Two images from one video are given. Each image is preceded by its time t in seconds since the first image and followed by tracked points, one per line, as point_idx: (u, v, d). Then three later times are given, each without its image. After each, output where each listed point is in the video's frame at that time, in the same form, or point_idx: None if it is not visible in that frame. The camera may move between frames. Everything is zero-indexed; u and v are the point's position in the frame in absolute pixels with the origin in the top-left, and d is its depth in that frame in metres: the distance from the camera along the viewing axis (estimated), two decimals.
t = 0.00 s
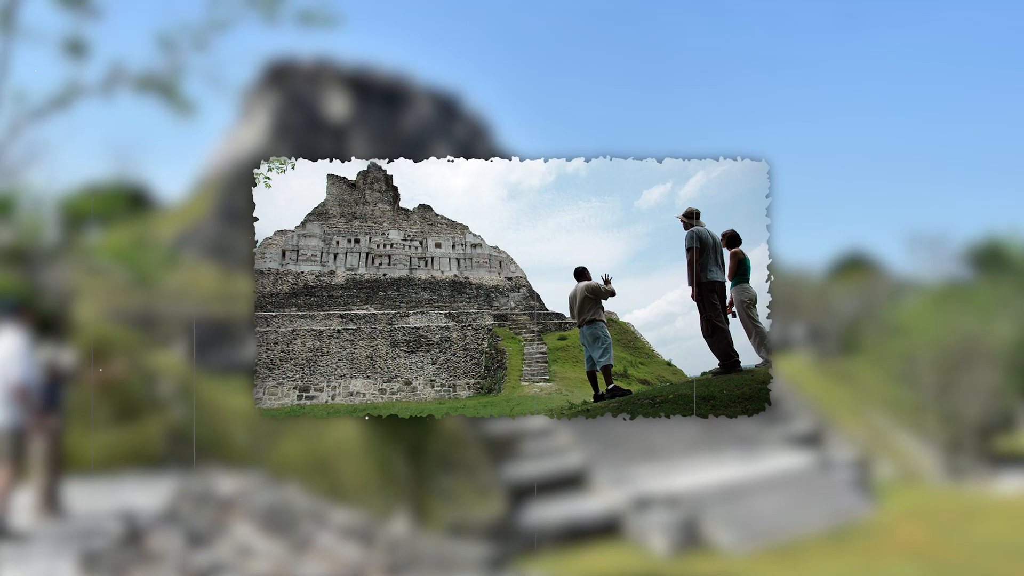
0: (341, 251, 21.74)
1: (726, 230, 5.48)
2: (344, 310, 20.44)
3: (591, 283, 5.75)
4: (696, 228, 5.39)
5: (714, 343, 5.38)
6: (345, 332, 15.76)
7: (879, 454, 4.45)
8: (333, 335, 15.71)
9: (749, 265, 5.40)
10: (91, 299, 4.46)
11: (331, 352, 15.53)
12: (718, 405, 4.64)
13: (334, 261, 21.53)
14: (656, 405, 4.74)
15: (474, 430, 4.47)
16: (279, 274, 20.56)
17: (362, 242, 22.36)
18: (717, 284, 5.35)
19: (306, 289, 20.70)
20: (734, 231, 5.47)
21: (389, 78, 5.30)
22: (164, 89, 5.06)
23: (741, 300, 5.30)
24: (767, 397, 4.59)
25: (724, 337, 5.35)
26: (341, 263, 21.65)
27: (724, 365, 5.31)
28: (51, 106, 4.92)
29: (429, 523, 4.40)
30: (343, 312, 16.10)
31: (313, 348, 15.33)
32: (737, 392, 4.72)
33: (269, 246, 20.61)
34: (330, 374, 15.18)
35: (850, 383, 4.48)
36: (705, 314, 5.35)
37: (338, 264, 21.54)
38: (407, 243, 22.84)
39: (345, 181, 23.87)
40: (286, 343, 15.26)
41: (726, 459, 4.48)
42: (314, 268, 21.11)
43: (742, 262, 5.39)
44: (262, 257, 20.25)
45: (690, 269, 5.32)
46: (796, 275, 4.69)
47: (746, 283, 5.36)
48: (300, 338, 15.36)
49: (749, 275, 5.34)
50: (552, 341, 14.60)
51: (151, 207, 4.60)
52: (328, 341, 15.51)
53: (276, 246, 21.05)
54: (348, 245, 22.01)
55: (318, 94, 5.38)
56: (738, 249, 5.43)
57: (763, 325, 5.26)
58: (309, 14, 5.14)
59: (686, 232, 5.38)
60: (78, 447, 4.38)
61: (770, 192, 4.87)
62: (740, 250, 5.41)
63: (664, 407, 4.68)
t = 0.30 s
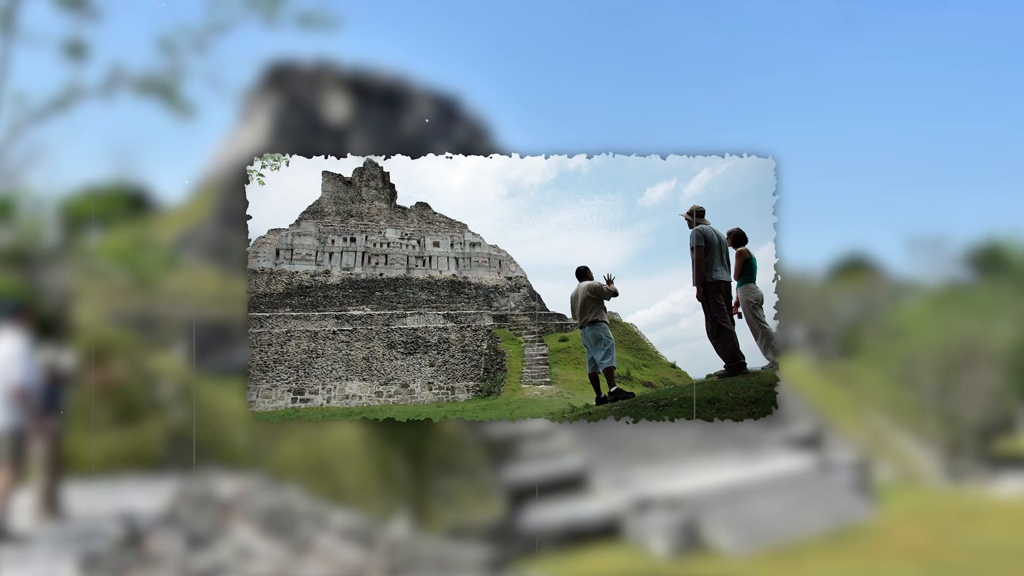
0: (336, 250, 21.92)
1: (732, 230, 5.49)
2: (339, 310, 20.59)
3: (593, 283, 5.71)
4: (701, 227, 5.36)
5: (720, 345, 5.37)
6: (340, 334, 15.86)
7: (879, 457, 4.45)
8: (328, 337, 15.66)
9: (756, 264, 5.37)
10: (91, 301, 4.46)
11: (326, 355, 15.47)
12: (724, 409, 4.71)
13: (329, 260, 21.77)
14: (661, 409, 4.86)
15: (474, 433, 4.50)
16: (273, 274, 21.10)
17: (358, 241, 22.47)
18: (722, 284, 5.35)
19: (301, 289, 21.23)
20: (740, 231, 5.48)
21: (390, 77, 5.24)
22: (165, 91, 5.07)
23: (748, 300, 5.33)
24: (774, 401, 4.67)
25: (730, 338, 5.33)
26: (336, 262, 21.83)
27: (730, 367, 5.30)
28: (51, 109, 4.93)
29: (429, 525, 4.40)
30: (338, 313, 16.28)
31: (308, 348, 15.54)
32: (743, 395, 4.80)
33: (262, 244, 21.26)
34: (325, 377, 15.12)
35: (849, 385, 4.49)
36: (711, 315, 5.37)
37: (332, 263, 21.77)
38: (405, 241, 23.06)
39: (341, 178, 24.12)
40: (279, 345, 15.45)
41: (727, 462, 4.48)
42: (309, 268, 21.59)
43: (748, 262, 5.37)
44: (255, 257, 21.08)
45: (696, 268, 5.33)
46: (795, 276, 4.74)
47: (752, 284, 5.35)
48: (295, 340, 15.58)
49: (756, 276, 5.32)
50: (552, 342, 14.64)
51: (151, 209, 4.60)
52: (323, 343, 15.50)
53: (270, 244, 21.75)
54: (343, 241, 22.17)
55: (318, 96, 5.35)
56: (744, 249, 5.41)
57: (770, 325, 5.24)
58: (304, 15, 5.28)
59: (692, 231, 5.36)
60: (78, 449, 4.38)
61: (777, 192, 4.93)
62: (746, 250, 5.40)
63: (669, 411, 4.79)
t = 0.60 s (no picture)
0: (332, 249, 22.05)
1: (737, 228, 5.51)
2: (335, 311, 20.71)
3: (595, 284, 5.71)
4: (705, 226, 5.34)
5: (726, 346, 5.40)
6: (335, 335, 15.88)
7: (880, 459, 4.44)
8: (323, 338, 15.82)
9: (761, 263, 5.42)
10: (91, 304, 4.47)
11: (321, 356, 15.66)
12: (730, 412, 4.69)
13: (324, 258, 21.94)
14: (664, 411, 4.81)
15: (473, 434, 4.50)
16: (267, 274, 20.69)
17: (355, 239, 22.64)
18: (727, 284, 5.34)
19: (295, 288, 20.99)
20: (746, 229, 5.51)
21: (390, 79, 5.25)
22: (164, 93, 5.08)
23: (754, 301, 5.32)
24: (781, 404, 4.64)
25: (735, 339, 5.35)
26: (332, 262, 21.96)
27: (736, 369, 5.34)
28: (51, 111, 4.95)
29: (428, 527, 4.39)
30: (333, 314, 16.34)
31: (303, 351, 15.52)
32: (749, 398, 4.77)
33: (256, 242, 20.67)
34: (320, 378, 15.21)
35: (849, 388, 4.51)
36: (716, 316, 5.35)
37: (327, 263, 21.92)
38: (402, 240, 23.07)
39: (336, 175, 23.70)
40: (274, 346, 15.54)
41: (727, 463, 4.48)
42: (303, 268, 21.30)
43: (754, 261, 5.40)
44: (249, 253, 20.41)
45: (701, 267, 5.31)
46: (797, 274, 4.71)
47: (758, 283, 5.37)
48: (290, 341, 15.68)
49: (761, 275, 5.35)
50: (553, 343, 14.64)
51: (150, 211, 4.61)
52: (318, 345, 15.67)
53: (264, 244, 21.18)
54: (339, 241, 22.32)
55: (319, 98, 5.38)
56: (750, 248, 5.44)
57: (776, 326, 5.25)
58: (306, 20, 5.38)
59: (696, 229, 5.35)
60: (79, 451, 4.40)
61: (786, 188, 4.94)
62: (752, 249, 5.43)
63: (672, 413, 4.74)
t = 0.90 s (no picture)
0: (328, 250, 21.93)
1: (743, 226, 5.47)
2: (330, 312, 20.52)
3: (597, 284, 5.74)
4: (711, 224, 5.36)
5: (731, 347, 5.33)
6: (332, 336, 15.84)
7: (879, 461, 4.45)
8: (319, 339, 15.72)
9: (768, 262, 5.34)
10: (91, 305, 4.48)
11: (316, 357, 15.55)
12: (734, 414, 4.63)
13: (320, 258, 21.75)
14: (667, 414, 4.72)
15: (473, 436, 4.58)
16: (260, 274, 20.55)
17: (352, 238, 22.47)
18: (733, 284, 5.33)
19: (291, 288, 20.55)
20: (751, 228, 5.49)
21: (390, 81, 5.23)
22: (164, 95, 5.08)
23: (760, 301, 5.32)
24: (788, 407, 4.59)
25: (741, 341, 5.27)
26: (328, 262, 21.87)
27: (742, 371, 5.29)
28: (51, 113, 4.95)
29: (428, 530, 4.36)
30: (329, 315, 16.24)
31: (298, 353, 15.42)
32: (755, 401, 4.67)
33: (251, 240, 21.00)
34: (315, 381, 15.29)
35: (848, 389, 4.51)
36: (722, 317, 5.34)
37: (323, 263, 21.75)
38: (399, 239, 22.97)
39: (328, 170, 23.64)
40: (268, 347, 15.32)
41: (727, 466, 4.50)
42: (298, 267, 21.06)
43: (760, 260, 5.33)
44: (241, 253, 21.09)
45: (706, 266, 5.31)
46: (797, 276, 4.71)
47: (764, 284, 5.37)
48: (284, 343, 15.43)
49: (767, 275, 5.30)
50: (556, 344, 14.65)
51: (150, 211, 4.60)
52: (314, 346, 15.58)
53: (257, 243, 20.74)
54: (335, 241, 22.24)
55: (319, 98, 5.33)
56: (757, 247, 5.38)
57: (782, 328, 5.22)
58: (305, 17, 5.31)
59: (700, 227, 5.36)
60: (79, 453, 4.40)
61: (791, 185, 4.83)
62: (758, 248, 5.38)
63: (676, 415, 4.65)
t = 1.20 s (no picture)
0: (323, 247, 21.87)
1: (750, 225, 5.60)
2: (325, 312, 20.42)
3: (598, 284, 5.73)
4: (716, 223, 5.39)
5: (736, 347, 5.34)
6: (328, 338, 15.85)
7: (880, 464, 4.44)
8: (315, 340, 15.75)
9: (774, 261, 5.45)
10: (91, 308, 4.48)
11: (312, 359, 15.53)
12: (740, 418, 4.66)
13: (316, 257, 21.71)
14: (671, 418, 4.77)
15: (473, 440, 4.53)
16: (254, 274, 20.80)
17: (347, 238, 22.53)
18: (739, 284, 5.36)
19: (285, 288, 21.11)
20: (759, 226, 5.58)
21: (390, 83, 5.21)
22: (164, 96, 5.09)
23: (767, 301, 5.33)
24: (794, 409, 4.62)
25: (747, 343, 5.31)
26: (324, 259, 21.75)
27: (747, 373, 5.34)
28: (51, 114, 4.96)
29: (429, 533, 4.33)
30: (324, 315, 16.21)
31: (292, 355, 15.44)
32: (760, 403, 4.75)
33: (244, 240, 21.56)
34: (310, 383, 15.21)
35: (849, 392, 4.55)
36: (727, 316, 5.34)
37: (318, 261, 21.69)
38: (396, 238, 22.96)
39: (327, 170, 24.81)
40: (262, 349, 15.33)
41: (726, 469, 4.47)
42: (294, 267, 21.36)
43: (766, 259, 5.43)
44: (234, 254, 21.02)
45: (711, 265, 5.31)
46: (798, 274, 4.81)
47: (770, 284, 5.37)
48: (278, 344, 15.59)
49: (774, 274, 5.37)
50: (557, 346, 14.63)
51: (149, 215, 4.65)
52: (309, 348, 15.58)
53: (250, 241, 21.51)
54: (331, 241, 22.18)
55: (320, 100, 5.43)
56: (762, 245, 5.47)
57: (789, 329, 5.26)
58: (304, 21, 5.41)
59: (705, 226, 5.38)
60: (79, 456, 4.40)
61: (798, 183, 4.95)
62: (765, 247, 5.46)
63: (680, 420, 4.70)
